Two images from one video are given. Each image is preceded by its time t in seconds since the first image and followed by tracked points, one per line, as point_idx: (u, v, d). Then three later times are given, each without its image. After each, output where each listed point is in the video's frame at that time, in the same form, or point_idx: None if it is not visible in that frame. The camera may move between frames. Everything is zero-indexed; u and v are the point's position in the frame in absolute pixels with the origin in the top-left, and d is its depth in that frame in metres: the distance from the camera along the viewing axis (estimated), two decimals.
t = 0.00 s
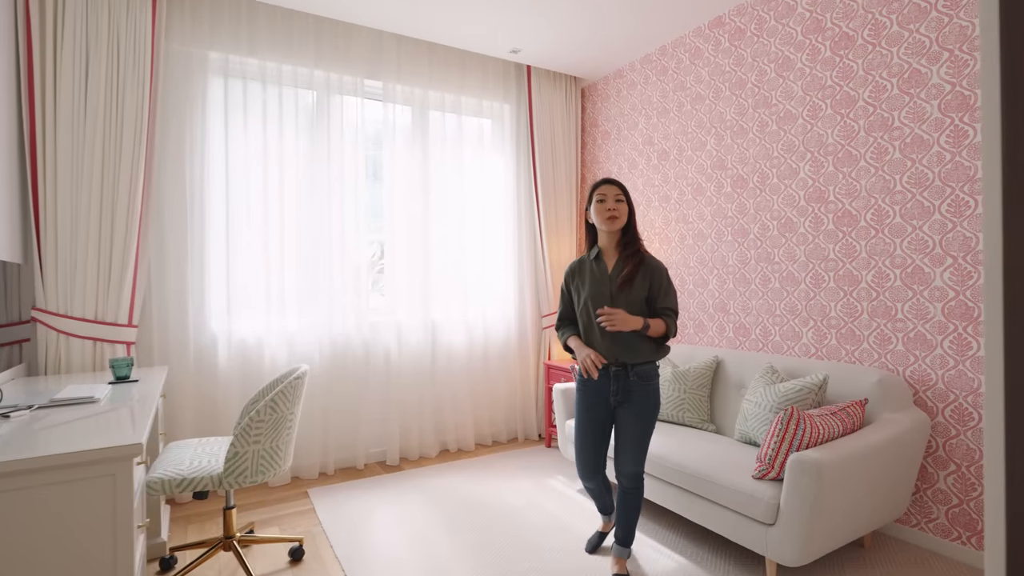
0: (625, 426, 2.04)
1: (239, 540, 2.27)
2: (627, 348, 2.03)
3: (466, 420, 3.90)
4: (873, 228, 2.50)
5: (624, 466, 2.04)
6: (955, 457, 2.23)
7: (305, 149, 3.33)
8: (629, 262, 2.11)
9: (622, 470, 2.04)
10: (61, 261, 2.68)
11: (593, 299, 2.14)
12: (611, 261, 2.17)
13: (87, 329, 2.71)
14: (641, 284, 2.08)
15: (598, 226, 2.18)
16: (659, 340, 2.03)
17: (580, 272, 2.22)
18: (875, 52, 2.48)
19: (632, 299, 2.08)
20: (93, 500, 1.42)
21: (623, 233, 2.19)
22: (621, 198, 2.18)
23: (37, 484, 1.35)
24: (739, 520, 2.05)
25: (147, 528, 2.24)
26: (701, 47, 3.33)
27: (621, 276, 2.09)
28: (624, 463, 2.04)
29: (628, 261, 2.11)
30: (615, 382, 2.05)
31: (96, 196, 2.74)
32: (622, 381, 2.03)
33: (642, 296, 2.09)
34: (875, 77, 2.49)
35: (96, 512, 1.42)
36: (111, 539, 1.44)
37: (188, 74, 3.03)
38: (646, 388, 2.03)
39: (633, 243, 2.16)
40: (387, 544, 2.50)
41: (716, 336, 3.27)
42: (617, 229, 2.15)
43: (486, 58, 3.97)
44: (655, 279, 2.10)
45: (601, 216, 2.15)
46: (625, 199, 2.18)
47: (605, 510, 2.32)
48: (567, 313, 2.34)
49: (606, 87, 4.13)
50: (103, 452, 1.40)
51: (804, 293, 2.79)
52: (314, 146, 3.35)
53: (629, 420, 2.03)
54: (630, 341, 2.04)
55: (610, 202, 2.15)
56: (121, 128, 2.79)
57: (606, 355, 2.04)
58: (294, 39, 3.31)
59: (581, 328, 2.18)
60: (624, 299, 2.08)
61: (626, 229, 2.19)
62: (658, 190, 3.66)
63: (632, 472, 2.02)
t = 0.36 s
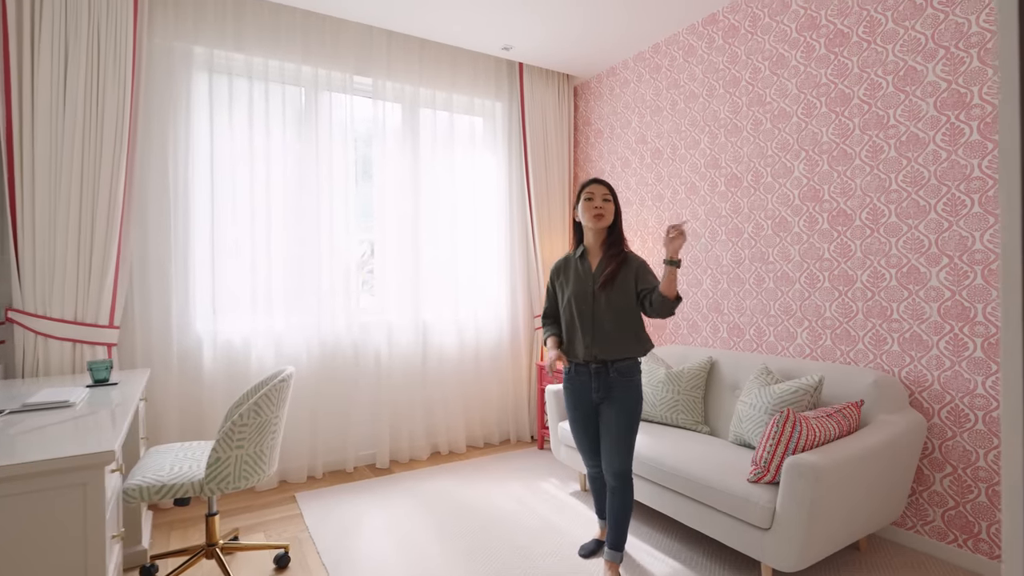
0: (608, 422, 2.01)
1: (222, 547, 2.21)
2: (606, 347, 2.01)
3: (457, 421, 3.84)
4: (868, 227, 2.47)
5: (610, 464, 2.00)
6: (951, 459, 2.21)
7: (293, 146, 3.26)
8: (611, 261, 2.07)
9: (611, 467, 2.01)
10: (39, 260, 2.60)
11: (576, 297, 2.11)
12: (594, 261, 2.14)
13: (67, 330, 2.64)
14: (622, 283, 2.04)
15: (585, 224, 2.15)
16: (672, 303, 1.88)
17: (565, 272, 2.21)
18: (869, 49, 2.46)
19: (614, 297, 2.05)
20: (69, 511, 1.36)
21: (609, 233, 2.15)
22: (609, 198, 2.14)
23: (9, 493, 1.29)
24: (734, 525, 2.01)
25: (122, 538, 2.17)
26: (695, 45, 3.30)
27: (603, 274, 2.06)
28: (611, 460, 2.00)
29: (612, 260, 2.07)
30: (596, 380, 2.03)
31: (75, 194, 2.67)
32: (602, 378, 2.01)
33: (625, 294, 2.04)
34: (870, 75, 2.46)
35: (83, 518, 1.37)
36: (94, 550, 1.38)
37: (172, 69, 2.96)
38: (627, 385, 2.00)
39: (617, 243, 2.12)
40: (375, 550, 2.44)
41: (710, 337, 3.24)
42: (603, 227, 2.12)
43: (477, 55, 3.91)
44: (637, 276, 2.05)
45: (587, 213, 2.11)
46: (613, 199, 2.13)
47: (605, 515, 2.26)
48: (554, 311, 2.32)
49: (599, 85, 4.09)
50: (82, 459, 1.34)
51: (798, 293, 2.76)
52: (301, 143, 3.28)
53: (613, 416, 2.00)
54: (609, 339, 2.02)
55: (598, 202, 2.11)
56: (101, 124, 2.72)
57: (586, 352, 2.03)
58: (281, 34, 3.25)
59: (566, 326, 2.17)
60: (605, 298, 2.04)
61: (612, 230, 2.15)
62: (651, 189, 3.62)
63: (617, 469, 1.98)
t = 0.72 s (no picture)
0: (601, 417, 1.97)
1: (212, 550, 2.16)
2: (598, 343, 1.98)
3: (453, 421, 3.79)
4: (869, 224, 2.44)
5: (603, 460, 1.96)
6: (953, 459, 2.18)
7: (286, 142, 3.21)
8: (604, 261, 2.03)
9: (606, 463, 1.96)
10: (24, 257, 2.55)
11: (570, 297, 2.07)
12: (587, 262, 2.10)
13: (53, 329, 2.58)
14: (615, 280, 2.00)
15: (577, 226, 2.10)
16: (659, 323, 1.87)
17: (558, 273, 2.17)
18: (871, 44, 2.42)
19: (607, 297, 2.01)
20: (50, 514, 1.31)
21: (601, 235, 2.11)
22: (600, 201, 2.09)
23: None
24: (734, 526, 1.98)
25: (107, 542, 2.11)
26: (693, 40, 3.26)
27: (596, 274, 2.02)
28: (607, 455, 1.95)
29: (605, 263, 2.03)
30: (590, 373, 1.99)
31: (61, 190, 2.61)
32: (595, 371, 1.98)
33: (617, 294, 2.00)
34: (871, 69, 2.43)
35: (73, 522, 1.33)
36: (75, 555, 1.33)
37: (162, 62, 2.90)
38: (620, 379, 1.96)
39: (610, 244, 2.07)
40: (369, 552, 2.40)
41: (709, 335, 3.20)
42: (595, 229, 2.08)
43: (473, 51, 3.87)
44: (629, 277, 2.01)
45: (578, 217, 2.07)
46: (605, 202, 2.09)
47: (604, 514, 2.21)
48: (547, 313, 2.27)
49: (596, 82, 4.05)
50: (67, 459, 1.29)
51: (798, 290, 2.73)
52: (294, 139, 3.23)
53: (607, 409, 1.96)
54: (602, 336, 1.98)
55: (589, 205, 2.06)
56: (88, 118, 2.66)
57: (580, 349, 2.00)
58: (274, 27, 3.19)
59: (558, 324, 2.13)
60: (599, 296, 2.01)
61: (604, 231, 2.11)
62: (649, 186, 3.59)
63: (613, 464, 1.94)
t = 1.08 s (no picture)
0: (604, 413, 1.94)
1: (204, 553, 2.12)
2: (599, 340, 1.94)
3: (450, 421, 3.75)
4: (871, 221, 2.42)
5: (608, 457, 1.92)
6: (957, 459, 2.16)
7: (281, 138, 3.17)
8: (604, 259, 1.99)
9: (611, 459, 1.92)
10: (14, 254, 2.50)
11: (571, 296, 2.03)
12: (588, 260, 2.06)
13: (42, 327, 2.53)
14: (615, 277, 1.97)
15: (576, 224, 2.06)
16: (670, 313, 1.80)
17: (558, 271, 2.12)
18: (873, 39, 2.40)
19: (608, 295, 1.97)
20: (35, 517, 1.27)
21: (601, 232, 2.07)
22: (599, 198, 2.05)
23: None
24: (737, 527, 1.95)
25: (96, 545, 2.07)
26: (693, 36, 3.24)
27: (596, 272, 1.98)
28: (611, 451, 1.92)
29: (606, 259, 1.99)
30: (590, 368, 1.96)
31: (51, 185, 2.56)
32: (596, 366, 1.95)
33: (618, 291, 1.97)
34: (874, 65, 2.40)
35: (59, 526, 1.29)
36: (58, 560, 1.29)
37: (154, 56, 2.86)
38: (621, 373, 1.93)
39: (609, 241, 2.03)
40: (365, 553, 2.35)
41: (709, 334, 3.17)
42: (595, 227, 2.04)
43: (471, 46, 3.83)
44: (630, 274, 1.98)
45: (578, 216, 2.03)
46: (603, 199, 2.05)
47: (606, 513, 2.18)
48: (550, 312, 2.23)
49: (595, 78, 4.02)
50: (56, 459, 1.25)
51: (799, 289, 2.70)
52: (290, 135, 3.19)
53: (609, 405, 1.92)
54: (603, 334, 1.95)
55: (588, 203, 2.03)
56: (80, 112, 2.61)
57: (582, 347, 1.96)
58: (269, 22, 3.15)
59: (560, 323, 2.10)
60: (600, 294, 1.97)
61: (604, 228, 2.07)
62: (649, 184, 3.56)
63: (619, 460, 1.90)
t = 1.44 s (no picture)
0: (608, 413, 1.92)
1: (195, 558, 2.07)
2: (606, 341, 1.93)
3: (446, 422, 3.72)
4: (871, 220, 2.40)
5: (611, 457, 1.90)
6: (959, 459, 2.14)
7: (275, 135, 3.12)
8: (611, 261, 1.98)
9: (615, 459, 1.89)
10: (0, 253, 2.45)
11: (576, 297, 2.00)
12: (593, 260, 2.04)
13: (29, 327, 2.48)
14: (623, 280, 1.98)
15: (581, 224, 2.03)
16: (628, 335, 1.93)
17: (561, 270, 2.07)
18: (874, 36, 2.38)
19: (614, 297, 1.97)
20: (17, 523, 1.22)
21: (606, 232, 2.05)
22: (604, 196, 2.02)
23: None
24: (737, 529, 1.92)
25: (83, 550, 2.02)
26: (691, 34, 3.21)
27: (604, 275, 1.97)
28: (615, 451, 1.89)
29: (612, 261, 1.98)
30: (594, 368, 1.94)
31: (39, 182, 2.51)
32: (601, 366, 1.93)
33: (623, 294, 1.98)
34: (874, 62, 2.38)
35: (42, 532, 1.25)
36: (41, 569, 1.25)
37: (145, 51, 2.81)
38: (625, 373, 1.92)
39: (615, 242, 2.03)
40: (359, 557, 2.32)
41: (707, 334, 3.15)
42: (600, 227, 2.02)
43: (467, 44, 3.80)
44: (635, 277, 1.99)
45: (583, 215, 2.00)
46: (609, 198, 2.02)
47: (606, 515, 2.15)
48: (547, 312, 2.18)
49: (593, 77, 3.99)
50: (42, 463, 1.21)
51: (799, 288, 2.68)
52: (283, 133, 3.14)
53: (614, 405, 1.90)
54: (610, 334, 1.93)
55: (594, 202, 1.99)
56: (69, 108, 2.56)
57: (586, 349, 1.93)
58: (263, 18, 3.11)
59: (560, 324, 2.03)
60: (607, 296, 1.97)
61: (609, 228, 2.06)
62: (646, 183, 3.53)
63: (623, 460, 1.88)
